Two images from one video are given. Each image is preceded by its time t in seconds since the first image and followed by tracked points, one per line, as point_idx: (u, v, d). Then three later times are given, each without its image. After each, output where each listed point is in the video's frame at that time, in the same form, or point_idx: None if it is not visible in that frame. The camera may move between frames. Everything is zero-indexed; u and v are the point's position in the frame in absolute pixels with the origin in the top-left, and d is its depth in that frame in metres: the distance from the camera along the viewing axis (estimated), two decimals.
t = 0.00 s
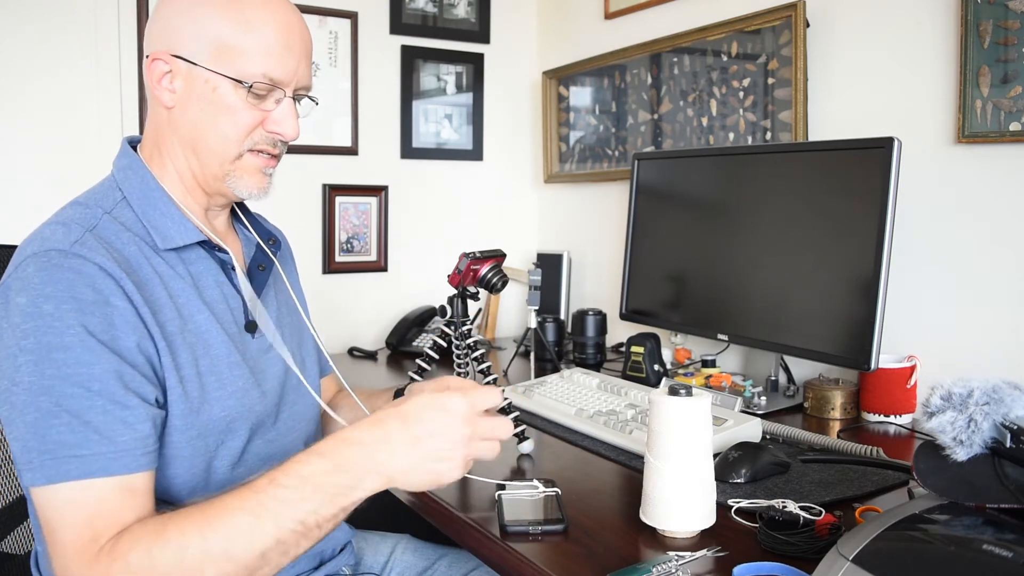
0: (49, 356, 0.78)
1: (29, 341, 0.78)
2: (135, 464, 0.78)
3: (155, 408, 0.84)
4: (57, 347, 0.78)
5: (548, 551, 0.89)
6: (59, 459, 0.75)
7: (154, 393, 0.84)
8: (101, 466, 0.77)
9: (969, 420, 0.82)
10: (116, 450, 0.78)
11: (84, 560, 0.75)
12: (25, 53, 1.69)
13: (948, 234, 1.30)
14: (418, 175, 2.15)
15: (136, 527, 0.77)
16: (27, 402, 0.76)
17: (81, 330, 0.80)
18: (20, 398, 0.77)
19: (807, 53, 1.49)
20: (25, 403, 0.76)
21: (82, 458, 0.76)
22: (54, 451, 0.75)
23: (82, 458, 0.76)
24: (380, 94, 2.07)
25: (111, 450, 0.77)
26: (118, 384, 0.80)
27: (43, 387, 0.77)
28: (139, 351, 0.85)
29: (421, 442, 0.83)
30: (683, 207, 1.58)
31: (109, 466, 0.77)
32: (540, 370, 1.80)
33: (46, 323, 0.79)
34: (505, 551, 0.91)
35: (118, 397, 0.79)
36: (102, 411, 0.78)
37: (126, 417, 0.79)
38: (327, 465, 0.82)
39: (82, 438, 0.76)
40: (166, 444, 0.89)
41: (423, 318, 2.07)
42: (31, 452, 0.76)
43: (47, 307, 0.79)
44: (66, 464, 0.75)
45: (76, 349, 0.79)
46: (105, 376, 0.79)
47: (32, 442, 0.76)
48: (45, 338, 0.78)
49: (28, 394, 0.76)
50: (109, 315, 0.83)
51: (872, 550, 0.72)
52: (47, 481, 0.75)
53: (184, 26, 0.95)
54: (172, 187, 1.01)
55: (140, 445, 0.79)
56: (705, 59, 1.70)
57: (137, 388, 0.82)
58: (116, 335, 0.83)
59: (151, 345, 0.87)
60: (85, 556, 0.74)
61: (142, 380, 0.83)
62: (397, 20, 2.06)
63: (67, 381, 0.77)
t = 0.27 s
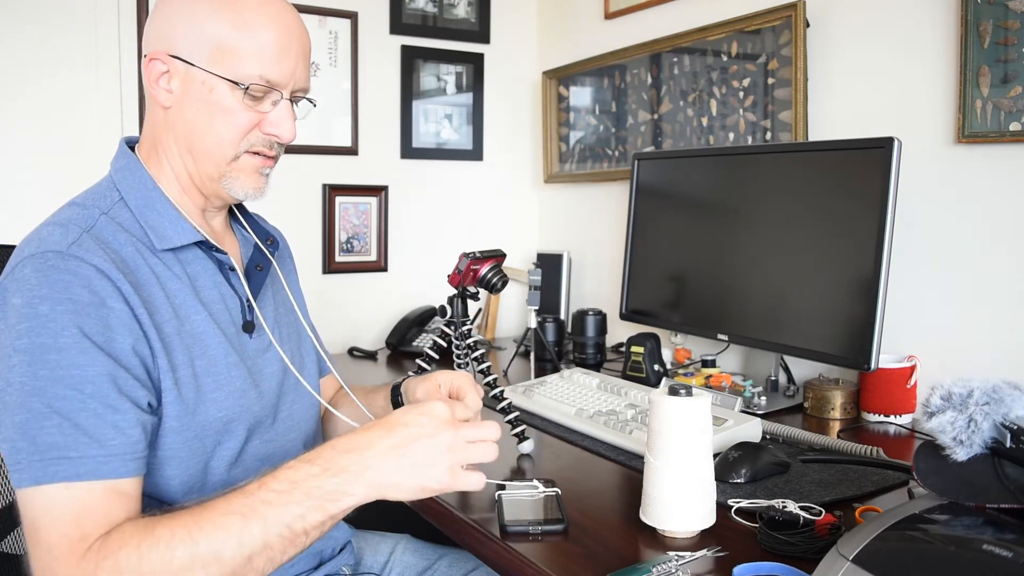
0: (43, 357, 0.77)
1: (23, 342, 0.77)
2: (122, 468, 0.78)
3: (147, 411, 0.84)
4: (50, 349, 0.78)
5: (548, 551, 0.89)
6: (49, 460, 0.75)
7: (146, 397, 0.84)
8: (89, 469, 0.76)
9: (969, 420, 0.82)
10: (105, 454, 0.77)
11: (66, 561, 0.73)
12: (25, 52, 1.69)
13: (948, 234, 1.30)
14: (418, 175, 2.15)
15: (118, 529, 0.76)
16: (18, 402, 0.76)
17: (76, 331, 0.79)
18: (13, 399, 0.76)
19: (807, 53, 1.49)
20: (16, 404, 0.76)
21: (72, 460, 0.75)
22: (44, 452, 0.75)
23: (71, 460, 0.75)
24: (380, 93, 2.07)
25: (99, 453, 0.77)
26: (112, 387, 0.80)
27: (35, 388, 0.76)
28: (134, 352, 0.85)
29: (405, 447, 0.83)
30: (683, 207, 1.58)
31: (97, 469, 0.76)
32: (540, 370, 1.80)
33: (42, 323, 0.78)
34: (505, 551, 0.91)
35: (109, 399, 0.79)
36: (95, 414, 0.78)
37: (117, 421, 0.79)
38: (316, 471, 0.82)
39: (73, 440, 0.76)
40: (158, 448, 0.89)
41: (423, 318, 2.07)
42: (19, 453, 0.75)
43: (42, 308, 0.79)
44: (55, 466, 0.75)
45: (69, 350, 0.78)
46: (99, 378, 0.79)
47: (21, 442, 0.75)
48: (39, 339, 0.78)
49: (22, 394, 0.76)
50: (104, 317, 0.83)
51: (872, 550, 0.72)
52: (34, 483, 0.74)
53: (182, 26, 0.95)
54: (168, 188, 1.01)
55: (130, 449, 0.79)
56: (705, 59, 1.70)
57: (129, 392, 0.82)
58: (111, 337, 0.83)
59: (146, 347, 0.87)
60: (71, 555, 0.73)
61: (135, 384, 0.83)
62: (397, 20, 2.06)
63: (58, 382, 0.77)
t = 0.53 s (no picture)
0: (33, 363, 0.76)
1: (15, 346, 0.76)
2: (102, 480, 0.76)
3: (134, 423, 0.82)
4: (41, 354, 0.76)
5: (548, 551, 0.89)
6: (28, 467, 0.73)
7: (135, 408, 0.82)
8: (67, 479, 0.74)
9: (969, 420, 0.82)
10: (85, 464, 0.75)
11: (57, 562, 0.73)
12: (25, 52, 1.69)
13: (948, 234, 1.30)
14: (418, 175, 2.15)
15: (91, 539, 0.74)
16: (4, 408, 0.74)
17: (69, 339, 0.78)
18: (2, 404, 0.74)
19: (807, 53, 1.49)
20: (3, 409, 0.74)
21: (51, 468, 0.74)
22: (24, 459, 0.73)
23: (51, 468, 0.74)
24: (380, 94, 2.07)
25: (80, 463, 0.75)
26: (100, 397, 0.78)
27: (24, 394, 0.75)
28: (129, 361, 0.84)
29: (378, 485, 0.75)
30: (683, 208, 1.58)
31: (76, 479, 0.75)
32: (540, 370, 1.80)
33: (36, 328, 0.77)
34: (505, 550, 0.91)
35: (95, 410, 0.77)
36: (79, 423, 0.76)
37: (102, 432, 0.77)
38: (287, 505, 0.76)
39: (55, 448, 0.74)
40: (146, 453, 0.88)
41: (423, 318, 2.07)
42: None
43: (36, 313, 0.78)
44: (33, 474, 0.73)
45: (59, 358, 0.77)
46: (89, 387, 0.77)
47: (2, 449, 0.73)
48: (32, 344, 0.76)
49: (10, 399, 0.74)
50: (100, 323, 0.82)
51: (872, 550, 0.72)
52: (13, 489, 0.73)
53: (180, 26, 0.95)
54: (167, 189, 1.01)
55: (111, 462, 0.77)
56: (705, 59, 1.70)
57: (119, 405, 0.80)
58: (106, 343, 0.82)
59: (141, 355, 0.86)
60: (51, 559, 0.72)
61: (125, 395, 0.81)
62: (397, 20, 2.06)
63: (45, 389, 0.75)
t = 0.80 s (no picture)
0: (15, 369, 0.76)
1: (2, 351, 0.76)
2: (74, 492, 0.77)
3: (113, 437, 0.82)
4: (23, 362, 0.77)
5: (548, 552, 0.89)
6: None
7: (115, 420, 0.82)
8: (38, 490, 0.75)
9: (969, 420, 0.82)
10: (57, 475, 0.76)
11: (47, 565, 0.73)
12: (25, 52, 1.69)
13: (948, 234, 1.30)
14: (418, 175, 2.15)
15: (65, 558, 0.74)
16: None
17: (51, 348, 0.78)
18: None
19: (806, 53, 1.49)
20: None
21: (23, 477, 0.74)
22: None
23: (23, 478, 0.74)
24: (380, 93, 2.07)
25: (52, 475, 0.75)
26: (74, 409, 0.78)
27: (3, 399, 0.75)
28: (113, 370, 0.83)
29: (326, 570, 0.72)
30: (683, 208, 1.58)
31: (48, 490, 0.75)
32: (540, 371, 1.80)
33: (22, 333, 0.78)
34: (504, 551, 0.91)
35: (71, 422, 0.77)
36: (54, 434, 0.76)
37: (77, 444, 0.77)
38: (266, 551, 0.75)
39: (28, 458, 0.75)
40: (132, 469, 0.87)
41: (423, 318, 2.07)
42: None
43: (21, 319, 0.78)
44: (4, 482, 0.74)
45: (39, 366, 0.77)
46: (65, 397, 0.77)
47: None
48: (16, 350, 0.77)
49: None
50: (84, 332, 0.82)
51: (872, 550, 0.72)
52: None
53: (182, 29, 0.95)
54: (166, 191, 1.01)
55: (84, 475, 0.77)
56: (705, 59, 1.70)
57: (97, 417, 0.80)
58: (90, 352, 0.81)
59: (127, 363, 0.85)
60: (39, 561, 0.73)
61: (105, 406, 0.81)
62: (397, 20, 2.06)
63: (24, 396, 0.76)
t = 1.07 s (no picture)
0: (21, 377, 0.76)
1: (4, 360, 0.76)
2: (98, 491, 0.78)
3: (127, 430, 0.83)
4: (28, 368, 0.77)
5: (549, 552, 0.89)
6: (22, 483, 0.75)
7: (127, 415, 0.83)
8: (64, 493, 0.76)
9: (969, 420, 0.82)
10: (81, 478, 0.77)
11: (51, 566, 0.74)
12: (25, 52, 1.69)
13: (948, 234, 1.30)
14: (418, 175, 2.15)
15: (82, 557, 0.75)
16: None
17: (55, 352, 0.78)
18: None
19: (806, 53, 1.49)
20: None
21: (44, 483, 0.75)
22: (21, 473, 0.75)
23: (45, 484, 0.75)
24: (380, 93, 2.07)
25: (75, 478, 0.77)
26: (89, 410, 0.79)
27: (12, 408, 0.75)
28: (117, 369, 0.84)
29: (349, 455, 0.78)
30: (683, 208, 1.58)
31: (72, 493, 0.76)
32: (540, 371, 1.80)
33: (22, 341, 0.77)
34: (505, 551, 0.91)
35: (86, 423, 0.78)
36: (70, 437, 0.77)
37: (95, 444, 0.78)
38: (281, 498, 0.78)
39: (47, 463, 0.76)
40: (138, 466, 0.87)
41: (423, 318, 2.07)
42: None
43: (21, 326, 0.78)
44: (28, 489, 0.75)
45: (46, 372, 0.77)
46: (77, 401, 0.78)
47: None
48: (20, 358, 0.77)
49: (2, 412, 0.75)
50: (85, 334, 0.82)
51: (872, 550, 0.72)
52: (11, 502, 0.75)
53: (167, 31, 0.94)
54: (156, 191, 1.01)
55: (105, 473, 0.78)
56: (705, 59, 1.70)
57: (111, 415, 0.81)
58: (93, 354, 0.82)
59: (131, 358, 0.86)
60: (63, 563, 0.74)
61: (117, 404, 0.82)
62: (397, 20, 2.06)
63: (33, 403, 0.76)
